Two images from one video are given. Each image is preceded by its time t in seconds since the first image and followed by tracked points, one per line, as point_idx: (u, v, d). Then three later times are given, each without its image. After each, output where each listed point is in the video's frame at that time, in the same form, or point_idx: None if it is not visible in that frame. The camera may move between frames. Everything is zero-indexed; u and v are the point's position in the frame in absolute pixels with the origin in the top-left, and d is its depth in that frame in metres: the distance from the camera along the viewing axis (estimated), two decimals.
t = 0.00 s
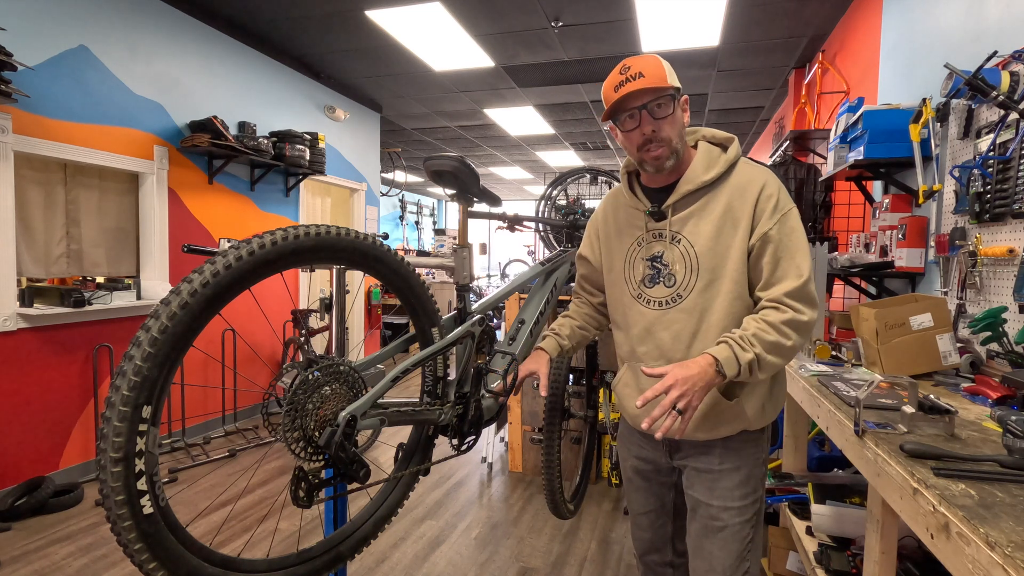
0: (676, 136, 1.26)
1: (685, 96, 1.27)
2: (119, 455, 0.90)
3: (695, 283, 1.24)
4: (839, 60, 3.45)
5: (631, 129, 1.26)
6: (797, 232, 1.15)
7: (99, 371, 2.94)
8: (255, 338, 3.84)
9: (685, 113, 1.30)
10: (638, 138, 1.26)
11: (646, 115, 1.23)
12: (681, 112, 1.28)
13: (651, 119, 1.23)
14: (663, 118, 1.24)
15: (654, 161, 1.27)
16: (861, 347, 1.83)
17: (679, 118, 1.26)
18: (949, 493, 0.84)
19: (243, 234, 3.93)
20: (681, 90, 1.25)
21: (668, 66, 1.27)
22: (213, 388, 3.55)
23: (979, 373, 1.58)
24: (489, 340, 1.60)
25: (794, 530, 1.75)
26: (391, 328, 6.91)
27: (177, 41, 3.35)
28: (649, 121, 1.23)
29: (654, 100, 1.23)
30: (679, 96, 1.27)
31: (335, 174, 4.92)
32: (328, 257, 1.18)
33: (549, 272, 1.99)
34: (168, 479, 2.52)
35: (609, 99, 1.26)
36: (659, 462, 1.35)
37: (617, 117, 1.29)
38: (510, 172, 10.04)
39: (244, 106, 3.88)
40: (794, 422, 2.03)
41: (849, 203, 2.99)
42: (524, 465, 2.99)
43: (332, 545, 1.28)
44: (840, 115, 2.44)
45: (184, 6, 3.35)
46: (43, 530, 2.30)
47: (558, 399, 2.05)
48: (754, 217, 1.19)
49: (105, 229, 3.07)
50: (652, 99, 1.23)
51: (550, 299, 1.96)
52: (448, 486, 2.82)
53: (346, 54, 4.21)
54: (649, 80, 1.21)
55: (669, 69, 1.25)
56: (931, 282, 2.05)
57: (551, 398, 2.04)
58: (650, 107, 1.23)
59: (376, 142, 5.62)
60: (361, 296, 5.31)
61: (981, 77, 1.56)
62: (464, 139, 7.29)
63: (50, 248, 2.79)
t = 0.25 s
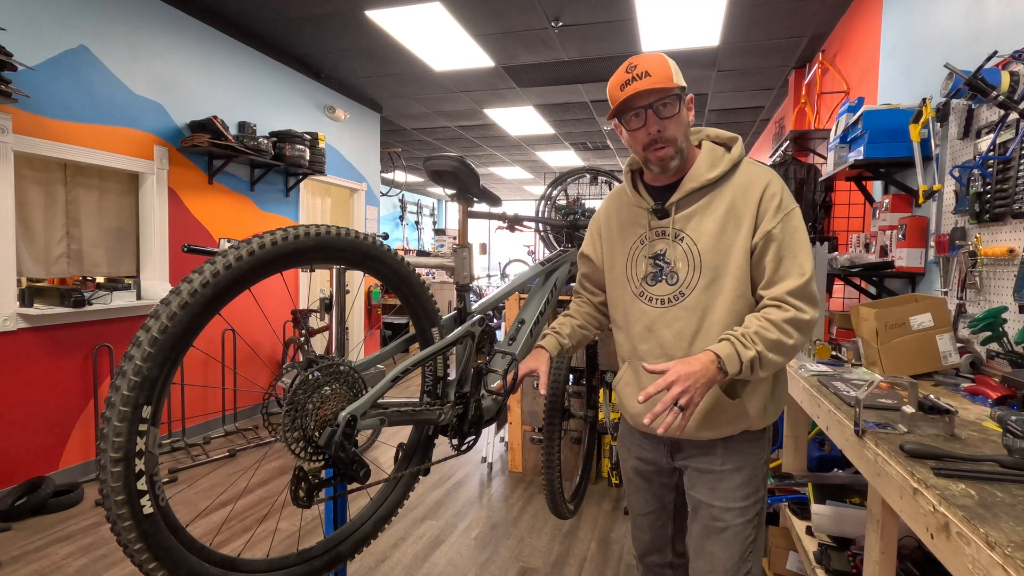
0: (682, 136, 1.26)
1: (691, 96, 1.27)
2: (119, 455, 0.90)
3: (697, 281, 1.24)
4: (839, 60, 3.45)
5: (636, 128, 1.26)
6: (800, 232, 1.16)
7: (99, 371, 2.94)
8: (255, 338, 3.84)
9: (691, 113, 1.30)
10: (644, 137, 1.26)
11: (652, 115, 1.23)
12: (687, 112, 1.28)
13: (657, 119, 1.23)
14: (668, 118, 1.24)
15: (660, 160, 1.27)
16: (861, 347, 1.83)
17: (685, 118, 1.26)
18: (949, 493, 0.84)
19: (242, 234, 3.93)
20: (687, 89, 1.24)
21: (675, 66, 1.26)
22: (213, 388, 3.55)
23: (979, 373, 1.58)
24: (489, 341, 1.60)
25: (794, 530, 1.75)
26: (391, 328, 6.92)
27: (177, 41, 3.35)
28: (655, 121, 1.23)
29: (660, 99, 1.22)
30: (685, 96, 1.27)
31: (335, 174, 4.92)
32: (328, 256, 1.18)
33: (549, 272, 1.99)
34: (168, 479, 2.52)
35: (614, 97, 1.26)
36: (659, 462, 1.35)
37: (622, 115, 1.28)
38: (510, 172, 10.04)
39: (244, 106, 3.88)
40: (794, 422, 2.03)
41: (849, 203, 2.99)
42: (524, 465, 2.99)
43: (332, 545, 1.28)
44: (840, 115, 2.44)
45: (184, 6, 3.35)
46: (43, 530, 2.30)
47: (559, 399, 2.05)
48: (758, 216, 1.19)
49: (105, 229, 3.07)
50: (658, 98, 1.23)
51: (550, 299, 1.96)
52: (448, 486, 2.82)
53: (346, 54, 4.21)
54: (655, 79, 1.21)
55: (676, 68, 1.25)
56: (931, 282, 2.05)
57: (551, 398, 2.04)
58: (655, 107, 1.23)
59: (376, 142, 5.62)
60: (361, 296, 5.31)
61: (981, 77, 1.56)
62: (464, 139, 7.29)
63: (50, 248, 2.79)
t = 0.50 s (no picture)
0: (683, 135, 1.26)
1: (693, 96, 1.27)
2: (119, 455, 0.90)
3: (699, 280, 1.24)
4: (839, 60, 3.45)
5: (637, 127, 1.25)
6: (801, 232, 1.16)
7: (99, 371, 2.94)
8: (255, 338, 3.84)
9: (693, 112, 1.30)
10: (645, 137, 1.26)
11: (654, 115, 1.23)
12: (689, 111, 1.28)
13: (658, 119, 1.23)
14: (670, 118, 1.23)
15: (660, 160, 1.28)
16: (861, 347, 1.83)
17: (686, 118, 1.26)
18: (949, 493, 0.84)
19: (242, 234, 3.93)
20: (688, 89, 1.24)
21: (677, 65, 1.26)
22: (213, 388, 3.55)
23: (979, 373, 1.58)
24: (489, 340, 1.61)
25: (794, 529, 1.75)
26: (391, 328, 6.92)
27: (177, 41, 3.35)
28: (657, 121, 1.23)
29: (661, 99, 1.22)
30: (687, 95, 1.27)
31: (335, 174, 4.92)
32: (328, 256, 1.18)
33: (549, 272, 1.99)
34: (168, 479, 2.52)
35: (616, 96, 1.25)
36: (659, 463, 1.35)
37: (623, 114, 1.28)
38: (510, 172, 10.04)
39: (243, 106, 3.88)
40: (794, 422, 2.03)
41: (849, 203, 2.99)
42: (524, 465, 2.99)
43: (332, 545, 1.28)
44: (840, 115, 2.44)
45: (184, 6, 3.35)
46: (43, 530, 2.30)
47: (558, 399, 2.05)
48: (759, 216, 1.19)
49: (105, 229, 3.07)
50: (660, 98, 1.22)
51: (550, 299, 1.96)
52: (448, 486, 2.82)
53: (346, 54, 4.21)
54: (658, 78, 1.20)
55: (677, 68, 1.25)
56: (931, 282, 2.05)
57: (551, 398, 2.04)
58: (658, 106, 1.22)
59: (376, 142, 5.62)
60: (361, 296, 5.31)
61: (981, 78, 1.56)
62: (464, 139, 7.29)
63: (50, 248, 2.79)
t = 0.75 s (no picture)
0: (656, 149, 1.24)
1: (673, 104, 1.22)
2: (119, 455, 0.90)
3: (697, 279, 1.23)
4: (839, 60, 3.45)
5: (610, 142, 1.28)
6: (803, 232, 1.16)
7: (99, 371, 2.94)
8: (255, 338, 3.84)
9: (677, 119, 1.24)
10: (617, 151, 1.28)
11: (619, 134, 1.24)
12: (670, 121, 1.23)
13: (626, 137, 1.23)
14: (636, 135, 1.23)
15: (636, 171, 1.30)
16: (861, 347, 1.83)
17: (661, 131, 1.22)
18: (949, 493, 0.84)
19: (242, 234, 3.93)
20: (654, 103, 1.19)
21: (657, 72, 1.20)
22: (213, 388, 3.55)
23: (979, 373, 1.58)
24: (489, 340, 1.61)
25: (794, 530, 1.75)
26: (391, 328, 6.92)
27: (177, 41, 3.35)
28: (622, 140, 1.24)
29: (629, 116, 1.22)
30: (666, 104, 1.22)
31: (335, 174, 4.92)
32: (328, 256, 1.18)
33: (549, 272, 1.99)
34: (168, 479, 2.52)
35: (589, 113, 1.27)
36: (658, 463, 1.35)
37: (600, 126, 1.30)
38: (510, 172, 10.04)
39: (244, 106, 3.88)
40: (794, 422, 2.03)
41: (849, 203, 2.99)
42: (524, 465, 2.99)
43: (332, 545, 1.28)
44: (840, 115, 2.44)
45: (184, 6, 3.35)
46: (43, 530, 2.31)
47: (558, 399, 2.05)
48: (759, 216, 1.19)
49: (105, 229, 3.07)
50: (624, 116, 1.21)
51: (550, 299, 1.95)
52: (448, 486, 2.82)
53: (346, 54, 4.21)
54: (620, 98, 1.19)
55: (656, 77, 1.19)
56: (931, 282, 2.05)
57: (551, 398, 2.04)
58: (622, 125, 1.22)
59: (376, 142, 5.62)
60: (361, 296, 5.31)
61: (981, 77, 1.56)
62: (464, 139, 7.29)
63: (51, 248, 2.79)
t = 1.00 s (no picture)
0: (643, 149, 1.25)
1: (663, 104, 1.22)
2: (119, 454, 0.90)
3: (689, 278, 1.23)
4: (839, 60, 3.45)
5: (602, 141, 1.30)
6: (800, 232, 1.12)
7: (100, 371, 2.94)
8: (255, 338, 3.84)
9: (668, 119, 1.24)
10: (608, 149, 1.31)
11: (609, 133, 1.26)
12: (659, 120, 1.24)
13: (614, 135, 1.25)
14: (625, 135, 1.25)
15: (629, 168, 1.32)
16: (861, 347, 1.83)
17: (649, 130, 1.23)
18: (949, 493, 0.84)
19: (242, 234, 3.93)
20: (643, 103, 1.21)
21: (648, 72, 1.21)
22: (213, 388, 3.55)
23: (979, 373, 1.58)
24: (489, 341, 1.61)
25: (794, 530, 1.75)
26: (391, 328, 6.92)
27: (177, 41, 3.35)
28: (612, 139, 1.27)
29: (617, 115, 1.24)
30: (656, 104, 1.23)
31: (335, 174, 4.92)
32: (327, 256, 1.18)
33: (549, 272, 1.99)
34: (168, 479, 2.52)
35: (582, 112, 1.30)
36: (657, 464, 1.35)
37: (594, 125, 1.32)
38: (510, 172, 10.03)
39: (244, 106, 3.88)
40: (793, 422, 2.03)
41: (849, 203, 2.99)
42: (524, 465, 2.99)
43: (332, 545, 1.28)
44: (840, 115, 2.44)
45: (184, 5, 3.35)
46: (43, 530, 2.31)
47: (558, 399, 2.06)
48: (753, 215, 1.17)
49: (105, 229, 3.07)
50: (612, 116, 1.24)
51: (550, 299, 1.96)
52: (448, 486, 2.82)
53: (346, 54, 4.21)
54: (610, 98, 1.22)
55: (646, 76, 1.21)
56: (931, 282, 2.05)
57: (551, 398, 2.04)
58: (611, 125, 1.25)
59: (376, 142, 5.62)
60: (361, 296, 5.31)
61: (981, 77, 1.56)
62: (464, 139, 7.29)
63: (51, 248, 2.79)
